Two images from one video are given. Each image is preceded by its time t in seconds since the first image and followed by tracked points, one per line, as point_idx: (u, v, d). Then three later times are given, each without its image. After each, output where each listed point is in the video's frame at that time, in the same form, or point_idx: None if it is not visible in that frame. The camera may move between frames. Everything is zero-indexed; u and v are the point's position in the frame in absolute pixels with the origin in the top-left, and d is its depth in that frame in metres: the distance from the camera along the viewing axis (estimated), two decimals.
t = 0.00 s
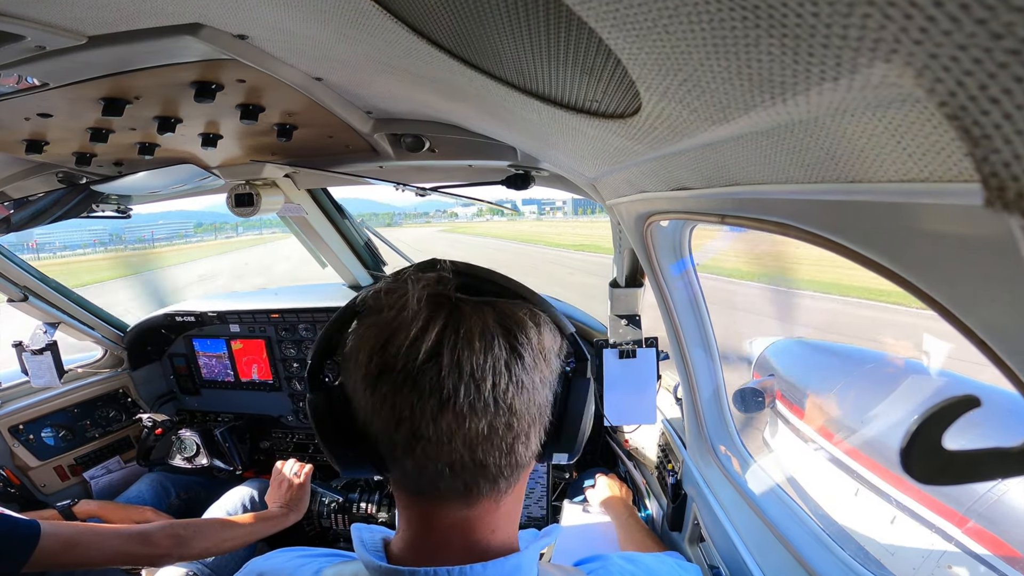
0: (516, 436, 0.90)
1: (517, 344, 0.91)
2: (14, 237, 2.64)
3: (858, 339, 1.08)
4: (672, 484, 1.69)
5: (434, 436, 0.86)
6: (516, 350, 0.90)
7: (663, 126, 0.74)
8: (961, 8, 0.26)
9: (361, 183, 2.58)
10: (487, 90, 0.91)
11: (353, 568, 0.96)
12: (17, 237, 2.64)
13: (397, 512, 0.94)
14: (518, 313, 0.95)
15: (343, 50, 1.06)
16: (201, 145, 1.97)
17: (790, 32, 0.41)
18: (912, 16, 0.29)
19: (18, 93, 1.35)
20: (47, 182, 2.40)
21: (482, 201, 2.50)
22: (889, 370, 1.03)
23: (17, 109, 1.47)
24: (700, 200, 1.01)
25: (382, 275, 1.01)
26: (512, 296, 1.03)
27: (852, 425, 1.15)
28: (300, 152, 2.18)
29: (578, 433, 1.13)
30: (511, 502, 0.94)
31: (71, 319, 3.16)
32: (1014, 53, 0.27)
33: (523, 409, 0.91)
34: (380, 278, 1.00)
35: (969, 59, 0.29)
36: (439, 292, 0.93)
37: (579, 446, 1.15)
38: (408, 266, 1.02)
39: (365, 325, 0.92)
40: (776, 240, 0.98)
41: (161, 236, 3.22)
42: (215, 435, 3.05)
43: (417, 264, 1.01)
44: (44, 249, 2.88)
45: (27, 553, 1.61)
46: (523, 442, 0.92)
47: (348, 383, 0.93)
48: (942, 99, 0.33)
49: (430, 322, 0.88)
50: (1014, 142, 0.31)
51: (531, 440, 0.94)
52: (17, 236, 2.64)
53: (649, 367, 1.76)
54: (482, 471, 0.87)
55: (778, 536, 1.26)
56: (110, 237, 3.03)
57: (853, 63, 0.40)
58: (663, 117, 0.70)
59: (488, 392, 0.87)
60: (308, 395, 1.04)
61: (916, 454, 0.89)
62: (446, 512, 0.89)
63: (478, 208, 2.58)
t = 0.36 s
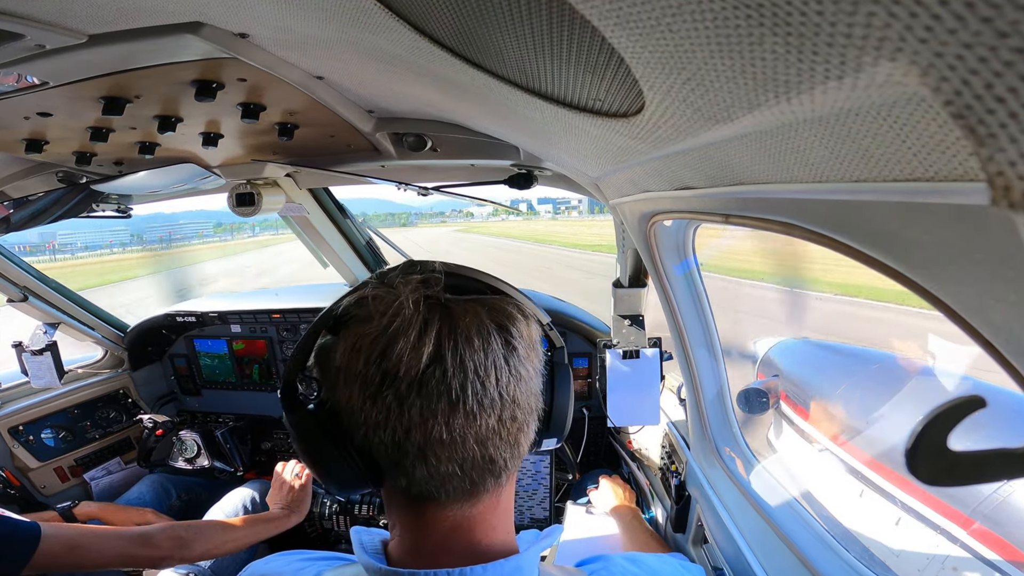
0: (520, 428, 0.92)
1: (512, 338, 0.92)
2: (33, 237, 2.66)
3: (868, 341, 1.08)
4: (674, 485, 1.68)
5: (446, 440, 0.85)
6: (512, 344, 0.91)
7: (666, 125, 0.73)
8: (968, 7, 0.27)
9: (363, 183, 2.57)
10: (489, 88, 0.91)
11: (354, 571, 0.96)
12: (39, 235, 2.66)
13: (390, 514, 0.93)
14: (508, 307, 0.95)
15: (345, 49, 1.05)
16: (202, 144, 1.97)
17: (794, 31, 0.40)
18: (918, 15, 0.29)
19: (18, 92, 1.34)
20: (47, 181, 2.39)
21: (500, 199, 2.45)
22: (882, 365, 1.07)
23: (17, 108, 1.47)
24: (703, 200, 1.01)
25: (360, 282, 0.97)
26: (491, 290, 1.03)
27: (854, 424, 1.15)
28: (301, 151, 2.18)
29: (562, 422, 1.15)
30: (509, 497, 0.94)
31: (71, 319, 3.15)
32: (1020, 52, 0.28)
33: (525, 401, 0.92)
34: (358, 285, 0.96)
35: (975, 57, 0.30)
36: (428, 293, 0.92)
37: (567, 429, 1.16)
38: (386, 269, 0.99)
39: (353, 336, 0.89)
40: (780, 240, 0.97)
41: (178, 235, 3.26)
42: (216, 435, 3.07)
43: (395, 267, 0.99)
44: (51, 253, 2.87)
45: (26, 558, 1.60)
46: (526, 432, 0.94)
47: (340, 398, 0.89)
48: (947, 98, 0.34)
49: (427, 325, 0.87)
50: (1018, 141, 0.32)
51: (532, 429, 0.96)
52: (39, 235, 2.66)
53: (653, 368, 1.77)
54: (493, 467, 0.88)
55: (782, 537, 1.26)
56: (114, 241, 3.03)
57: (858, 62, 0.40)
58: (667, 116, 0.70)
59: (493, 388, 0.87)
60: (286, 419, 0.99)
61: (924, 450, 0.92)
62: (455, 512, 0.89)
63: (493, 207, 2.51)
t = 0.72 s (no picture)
0: (514, 425, 0.91)
1: (500, 335, 0.91)
2: (56, 236, 2.77)
3: (876, 343, 1.07)
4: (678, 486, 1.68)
5: (441, 441, 0.85)
6: (502, 341, 0.90)
7: (669, 124, 0.73)
8: (973, 6, 0.27)
9: (364, 182, 2.57)
10: (492, 87, 0.90)
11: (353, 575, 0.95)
12: (62, 234, 2.79)
13: (387, 517, 0.93)
14: (495, 304, 0.94)
15: (347, 48, 1.05)
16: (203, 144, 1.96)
17: (799, 30, 0.40)
18: (923, 13, 0.29)
19: (18, 91, 1.34)
20: (47, 181, 2.38)
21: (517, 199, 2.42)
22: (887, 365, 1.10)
23: (17, 108, 1.46)
24: (708, 200, 1.00)
25: (344, 286, 0.97)
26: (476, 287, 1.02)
27: (859, 424, 1.16)
28: (302, 151, 2.17)
29: (554, 417, 1.14)
30: (506, 495, 0.94)
31: (71, 320, 3.14)
32: None
33: (517, 398, 0.92)
34: (342, 290, 0.96)
35: (980, 55, 0.30)
36: (413, 295, 0.91)
37: (559, 425, 1.15)
38: (371, 272, 0.98)
39: (340, 341, 0.88)
40: (784, 240, 0.97)
41: (195, 234, 3.22)
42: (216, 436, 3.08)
43: (379, 270, 0.98)
44: (57, 255, 2.90)
45: (27, 554, 1.60)
46: (520, 430, 0.93)
47: (331, 404, 0.89)
48: (951, 98, 0.34)
49: (415, 326, 0.87)
50: None
51: (526, 426, 0.95)
52: (63, 233, 2.79)
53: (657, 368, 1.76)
54: (489, 465, 0.88)
55: (784, 539, 1.23)
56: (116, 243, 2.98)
57: (862, 61, 0.40)
58: (670, 115, 0.69)
59: (485, 387, 0.87)
60: (275, 427, 0.98)
61: (926, 458, 0.92)
62: (452, 513, 0.89)
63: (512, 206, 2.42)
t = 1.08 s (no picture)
0: (518, 427, 0.91)
1: (504, 336, 0.91)
2: (81, 237, 2.87)
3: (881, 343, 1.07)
4: (682, 488, 1.68)
5: (445, 444, 0.84)
6: (506, 342, 0.90)
7: (672, 123, 0.72)
8: (978, 4, 0.26)
9: (365, 182, 2.56)
10: (495, 87, 0.90)
11: None
12: (88, 235, 2.88)
13: (390, 520, 0.93)
14: (499, 304, 0.94)
15: (349, 47, 1.05)
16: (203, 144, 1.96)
17: (803, 28, 0.40)
18: (928, 11, 0.28)
19: (17, 90, 1.33)
20: (47, 180, 2.37)
21: (532, 197, 2.35)
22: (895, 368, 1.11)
23: (16, 107, 1.46)
24: (713, 200, 1.00)
25: (345, 287, 0.96)
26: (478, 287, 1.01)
27: (865, 425, 1.15)
28: (303, 150, 2.17)
29: (557, 418, 1.14)
30: (509, 497, 0.93)
31: (70, 320, 3.12)
32: None
33: (521, 400, 0.91)
34: (343, 290, 0.95)
35: (985, 55, 0.29)
36: (416, 296, 0.91)
37: (563, 427, 1.15)
38: (372, 272, 0.98)
39: (342, 343, 0.88)
40: (787, 241, 0.97)
41: (213, 233, 3.12)
42: (217, 437, 3.08)
43: (380, 270, 0.98)
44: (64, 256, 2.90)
45: (27, 556, 1.60)
46: (524, 431, 0.93)
47: (333, 406, 0.89)
48: (957, 97, 0.33)
49: (418, 328, 0.86)
50: None
51: (530, 427, 0.95)
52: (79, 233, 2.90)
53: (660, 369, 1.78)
54: (493, 467, 0.87)
55: (790, 540, 1.22)
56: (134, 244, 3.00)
57: (866, 60, 0.39)
58: (674, 114, 0.69)
59: (489, 389, 0.87)
60: (276, 429, 0.98)
61: (932, 458, 0.91)
62: (456, 515, 0.88)
63: (529, 203, 2.36)
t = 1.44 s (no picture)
0: (528, 433, 0.91)
1: (517, 341, 0.90)
2: (104, 233, 2.95)
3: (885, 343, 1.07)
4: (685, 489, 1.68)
5: (454, 448, 0.84)
6: (519, 347, 0.90)
7: (677, 123, 0.72)
8: (985, 3, 0.26)
9: (366, 181, 2.56)
10: (498, 86, 0.90)
11: None
12: (112, 231, 2.96)
13: (395, 521, 0.92)
14: (513, 309, 0.93)
15: (352, 46, 1.04)
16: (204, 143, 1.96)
17: (808, 27, 0.39)
18: (933, 10, 0.28)
19: (17, 89, 1.33)
20: (48, 180, 2.37)
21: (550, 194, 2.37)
22: (894, 369, 1.08)
23: (16, 106, 1.45)
24: (717, 200, 1.00)
25: (357, 286, 0.95)
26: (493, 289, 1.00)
27: (869, 427, 1.13)
28: (305, 150, 2.16)
29: (568, 423, 1.13)
30: (517, 501, 0.93)
31: (71, 320, 3.10)
32: None
33: (532, 405, 0.91)
34: (356, 290, 0.95)
35: (990, 55, 0.29)
36: (430, 298, 0.90)
37: (574, 432, 1.15)
38: (386, 272, 0.97)
39: (352, 344, 0.87)
40: (791, 241, 0.97)
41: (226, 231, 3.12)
42: (218, 438, 3.08)
43: (394, 270, 0.97)
44: (80, 253, 2.92)
45: (26, 558, 1.59)
46: (533, 437, 0.92)
47: (342, 408, 0.89)
48: (961, 99, 0.33)
49: (430, 331, 0.86)
50: None
51: (539, 433, 0.95)
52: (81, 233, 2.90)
53: (663, 370, 1.80)
54: (501, 473, 0.87)
55: (792, 541, 1.26)
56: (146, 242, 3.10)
57: (871, 59, 0.39)
58: (679, 113, 0.69)
59: (500, 395, 0.86)
60: (283, 428, 0.97)
61: (935, 460, 0.91)
62: (462, 519, 0.88)
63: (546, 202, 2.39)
